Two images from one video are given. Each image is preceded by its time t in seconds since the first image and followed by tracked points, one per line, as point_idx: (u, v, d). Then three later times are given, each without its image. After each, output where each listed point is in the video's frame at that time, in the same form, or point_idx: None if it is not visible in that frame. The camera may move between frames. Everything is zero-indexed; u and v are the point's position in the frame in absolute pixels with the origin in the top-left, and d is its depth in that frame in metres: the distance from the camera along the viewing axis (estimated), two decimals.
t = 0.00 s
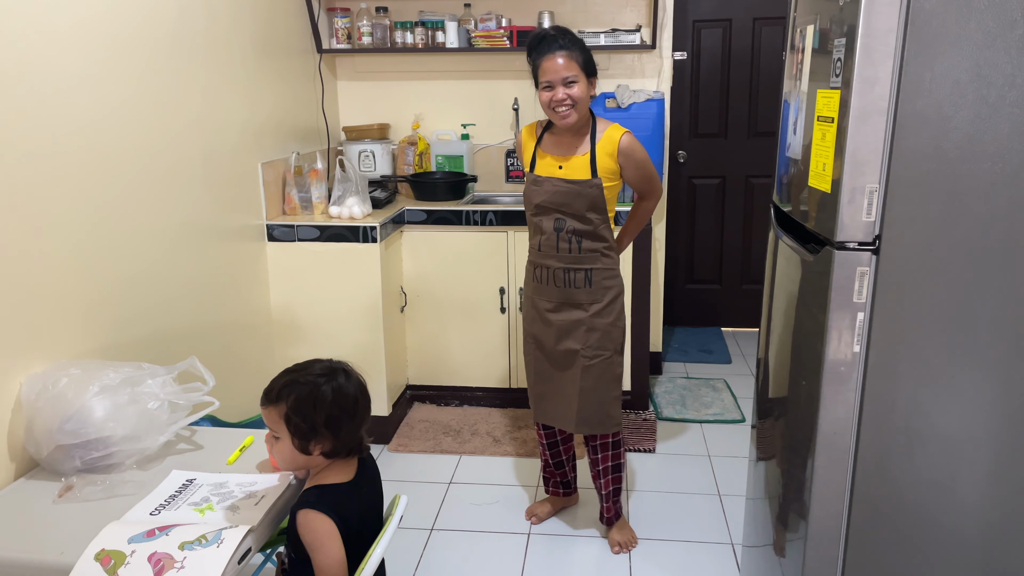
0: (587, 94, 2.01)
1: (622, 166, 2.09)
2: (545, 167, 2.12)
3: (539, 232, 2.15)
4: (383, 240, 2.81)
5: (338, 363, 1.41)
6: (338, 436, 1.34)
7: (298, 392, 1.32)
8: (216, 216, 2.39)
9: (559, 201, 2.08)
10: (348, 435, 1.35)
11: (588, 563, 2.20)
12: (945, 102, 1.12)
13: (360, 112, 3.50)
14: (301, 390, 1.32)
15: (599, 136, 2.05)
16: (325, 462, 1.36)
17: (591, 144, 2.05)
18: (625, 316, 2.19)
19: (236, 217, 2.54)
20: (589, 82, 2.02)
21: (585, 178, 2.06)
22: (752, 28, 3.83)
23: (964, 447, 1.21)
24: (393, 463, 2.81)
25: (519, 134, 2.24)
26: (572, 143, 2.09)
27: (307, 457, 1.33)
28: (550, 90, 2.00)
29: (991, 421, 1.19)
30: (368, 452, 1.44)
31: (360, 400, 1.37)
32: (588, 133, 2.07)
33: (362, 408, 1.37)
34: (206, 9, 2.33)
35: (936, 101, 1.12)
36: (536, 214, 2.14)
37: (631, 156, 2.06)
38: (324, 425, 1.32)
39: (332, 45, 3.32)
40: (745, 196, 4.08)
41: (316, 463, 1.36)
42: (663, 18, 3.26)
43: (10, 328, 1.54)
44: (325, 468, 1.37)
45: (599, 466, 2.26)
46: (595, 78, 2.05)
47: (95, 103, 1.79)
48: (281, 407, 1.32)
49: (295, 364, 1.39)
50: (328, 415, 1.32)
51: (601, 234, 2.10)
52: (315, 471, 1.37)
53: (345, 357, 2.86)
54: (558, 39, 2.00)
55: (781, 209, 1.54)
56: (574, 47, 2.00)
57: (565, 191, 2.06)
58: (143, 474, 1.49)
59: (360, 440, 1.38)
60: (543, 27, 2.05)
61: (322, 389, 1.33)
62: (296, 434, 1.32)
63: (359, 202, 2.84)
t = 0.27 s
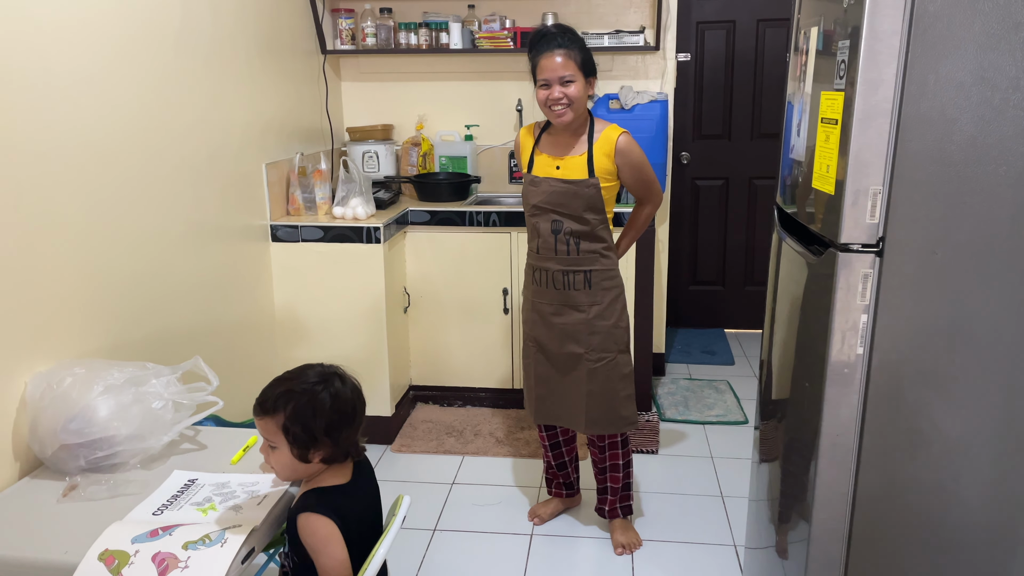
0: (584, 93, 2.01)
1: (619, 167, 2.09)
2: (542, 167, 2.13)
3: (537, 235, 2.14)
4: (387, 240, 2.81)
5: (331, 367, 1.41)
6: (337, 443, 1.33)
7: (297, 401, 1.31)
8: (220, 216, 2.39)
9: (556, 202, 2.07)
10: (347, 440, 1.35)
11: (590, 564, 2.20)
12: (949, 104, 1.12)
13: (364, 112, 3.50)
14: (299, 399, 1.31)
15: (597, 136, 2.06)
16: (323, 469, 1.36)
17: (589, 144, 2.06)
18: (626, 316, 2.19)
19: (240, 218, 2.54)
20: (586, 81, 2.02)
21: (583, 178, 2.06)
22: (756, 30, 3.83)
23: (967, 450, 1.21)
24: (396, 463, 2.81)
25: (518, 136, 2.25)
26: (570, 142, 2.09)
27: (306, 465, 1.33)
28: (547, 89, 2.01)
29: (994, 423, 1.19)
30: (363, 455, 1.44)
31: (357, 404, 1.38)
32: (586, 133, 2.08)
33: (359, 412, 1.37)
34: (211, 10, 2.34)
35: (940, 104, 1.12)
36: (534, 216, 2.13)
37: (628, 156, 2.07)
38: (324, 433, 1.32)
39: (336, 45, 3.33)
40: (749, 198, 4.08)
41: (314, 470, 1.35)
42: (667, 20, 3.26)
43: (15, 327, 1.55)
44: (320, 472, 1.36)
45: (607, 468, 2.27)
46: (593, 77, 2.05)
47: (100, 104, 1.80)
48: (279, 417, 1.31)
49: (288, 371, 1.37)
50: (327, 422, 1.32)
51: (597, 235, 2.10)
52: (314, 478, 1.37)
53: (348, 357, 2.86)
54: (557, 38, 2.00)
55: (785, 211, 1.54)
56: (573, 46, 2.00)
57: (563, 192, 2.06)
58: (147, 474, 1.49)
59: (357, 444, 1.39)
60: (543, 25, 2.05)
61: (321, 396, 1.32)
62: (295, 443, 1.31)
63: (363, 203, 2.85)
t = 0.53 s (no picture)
0: (581, 94, 2.01)
1: (619, 167, 2.08)
2: (543, 169, 2.13)
3: (539, 237, 2.15)
4: (390, 240, 2.82)
5: (327, 370, 1.40)
6: (337, 446, 1.34)
7: (295, 407, 1.31)
8: (223, 216, 2.40)
9: (558, 204, 2.08)
10: (346, 443, 1.35)
11: (592, 565, 2.20)
12: (951, 105, 1.12)
13: (367, 113, 3.51)
14: (296, 405, 1.31)
15: (597, 137, 2.05)
16: (324, 473, 1.36)
17: (589, 145, 2.05)
18: (628, 316, 2.19)
19: (243, 217, 2.55)
20: (583, 82, 2.02)
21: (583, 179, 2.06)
22: (760, 31, 3.83)
23: (969, 452, 1.21)
24: (398, 463, 2.81)
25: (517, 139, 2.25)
26: (569, 144, 2.09)
27: (307, 470, 1.32)
28: (544, 90, 2.01)
29: (996, 425, 1.19)
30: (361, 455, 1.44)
31: (354, 406, 1.38)
32: (586, 133, 2.08)
33: (357, 414, 1.38)
34: (215, 10, 2.34)
35: (943, 106, 1.12)
36: (535, 219, 2.14)
37: (628, 156, 2.06)
38: (324, 438, 1.32)
39: (340, 46, 3.33)
40: (752, 199, 4.08)
41: (315, 474, 1.35)
42: (670, 21, 3.26)
43: (19, 326, 1.55)
44: (320, 475, 1.36)
45: (609, 470, 2.27)
46: (590, 78, 2.05)
47: (105, 104, 1.81)
48: (277, 424, 1.31)
49: (283, 377, 1.37)
50: (327, 426, 1.32)
51: (599, 236, 2.10)
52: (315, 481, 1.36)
53: (350, 357, 2.87)
54: (554, 38, 2.00)
55: (787, 212, 1.54)
56: (570, 47, 2.00)
57: (565, 194, 2.06)
58: (150, 473, 1.50)
59: (356, 445, 1.39)
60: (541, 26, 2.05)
61: (318, 401, 1.32)
62: (295, 449, 1.30)
63: (366, 203, 2.84)
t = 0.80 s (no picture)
0: (576, 94, 2.01)
1: (615, 167, 2.07)
2: (539, 169, 2.13)
3: (537, 236, 2.16)
4: (391, 239, 2.82)
5: (323, 368, 1.39)
6: (335, 445, 1.33)
7: (292, 408, 1.30)
8: (225, 214, 2.40)
9: (556, 205, 2.08)
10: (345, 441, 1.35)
11: (592, 563, 2.20)
12: (954, 104, 1.12)
13: (369, 111, 3.51)
14: (293, 406, 1.30)
15: (591, 137, 2.05)
16: (323, 471, 1.35)
17: (584, 145, 2.05)
18: (626, 314, 2.19)
19: (245, 216, 2.55)
20: (578, 82, 2.02)
21: (579, 180, 2.06)
22: (762, 30, 3.82)
23: (970, 451, 1.21)
24: (399, 461, 2.82)
25: (516, 139, 2.25)
26: (565, 143, 2.08)
27: (306, 469, 1.32)
28: (539, 90, 2.01)
29: (999, 425, 1.19)
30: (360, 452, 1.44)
31: (352, 404, 1.37)
32: (581, 132, 2.07)
33: (354, 412, 1.37)
34: (217, 9, 2.35)
35: (944, 105, 1.12)
36: (534, 218, 2.15)
37: (623, 155, 2.04)
38: (322, 437, 1.31)
39: (342, 44, 3.33)
40: (753, 198, 4.07)
41: (314, 473, 1.35)
42: (672, 20, 3.26)
43: (21, 323, 1.56)
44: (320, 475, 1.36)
45: (608, 468, 2.27)
46: (586, 77, 2.04)
47: (107, 102, 1.81)
48: (275, 426, 1.30)
49: (279, 377, 1.36)
50: (325, 426, 1.31)
51: (597, 236, 2.10)
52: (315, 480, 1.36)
53: (352, 356, 2.87)
54: (550, 38, 1.99)
55: (789, 211, 1.54)
56: (565, 47, 1.99)
57: (562, 195, 2.07)
58: (151, 470, 1.50)
59: (355, 443, 1.39)
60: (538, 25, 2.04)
61: (315, 400, 1.32)
62: (293, 450, 1.30)
63: (368, 201, 2.84)
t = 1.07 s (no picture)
0: (572, 93, 2.01)
1: (611, 166, 2.06)
2: (537, 169, 2.13)
3: (536, 233, 2.17)
4: (393, 237, 2.82)
5: (313, 368, 1.39)
6: (329, 444, 1.33)
7: (283, 408, 1.30)
8: (227, 212, 2.40)
9: (553, 203, 2.09)
10: (338, 439, 1.34)
11: (594, 561, 2.21)
12: (958, 103, 1.11)
13: (370, 109, 3.51)
14: (283, 406, 1.30)
15: (586, 136, 2.04)
16: (319, 471, 1.35)
17: (579, 144, 2.04)
18: (624, 312, 2.18)
19: (247, 213, 2.55)
20: (575, 82, 2.02)
21: (575, 179, 2.06)
22: (764, 28, 3.82)
23: (973, 450, 1.21)
24: (400, 459, 2.82)
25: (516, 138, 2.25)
26: (561, 143, 2.08)
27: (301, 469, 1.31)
28: (535, 89, 2.01)
29: (1002, 424, 1.19)
30: (355, 450, 1.44)
31: (343, 402, 1.37)
32: (578, 131, 2.06)
33: (346, 410, 1.36)
34: (219, 6, 2.35)
35: (948, 104, 1.11)
36: (532, 216, 2.16)
37: (617, 154, 2.04)
38: (315, 436, 1.31)
39: (344, 42, 3.33)
40: (755, 197, 4.07)
41: (310, 472, 1.34)
42: (674, 18, 3.25)
43: (23, 320, 1.56)
44: (319, 476, 1.36)
45: (608, 464, 2.27)
46: (582, 77, 2.04)
47: (110, 99, 1.81)
48: (267, 427, 1.30)
49: (268, 379, 1.36)
50: (317, 424, 1.31)
51: (594, 234, 2.09)
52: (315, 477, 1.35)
53: (353, 353, 2.87)
54: (547, 38, 2.00)
55: (792, 210, 1.53)
56: (561, 46, 2.00)
57: (558, 194, 2.07)
58: (153, 467, 1.50)
59: (349, 441, 1.38)
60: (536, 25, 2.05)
61: (305, 400, 1.31)
62: (287, 450, 1.29)
63: (369, 200, 2.82)
